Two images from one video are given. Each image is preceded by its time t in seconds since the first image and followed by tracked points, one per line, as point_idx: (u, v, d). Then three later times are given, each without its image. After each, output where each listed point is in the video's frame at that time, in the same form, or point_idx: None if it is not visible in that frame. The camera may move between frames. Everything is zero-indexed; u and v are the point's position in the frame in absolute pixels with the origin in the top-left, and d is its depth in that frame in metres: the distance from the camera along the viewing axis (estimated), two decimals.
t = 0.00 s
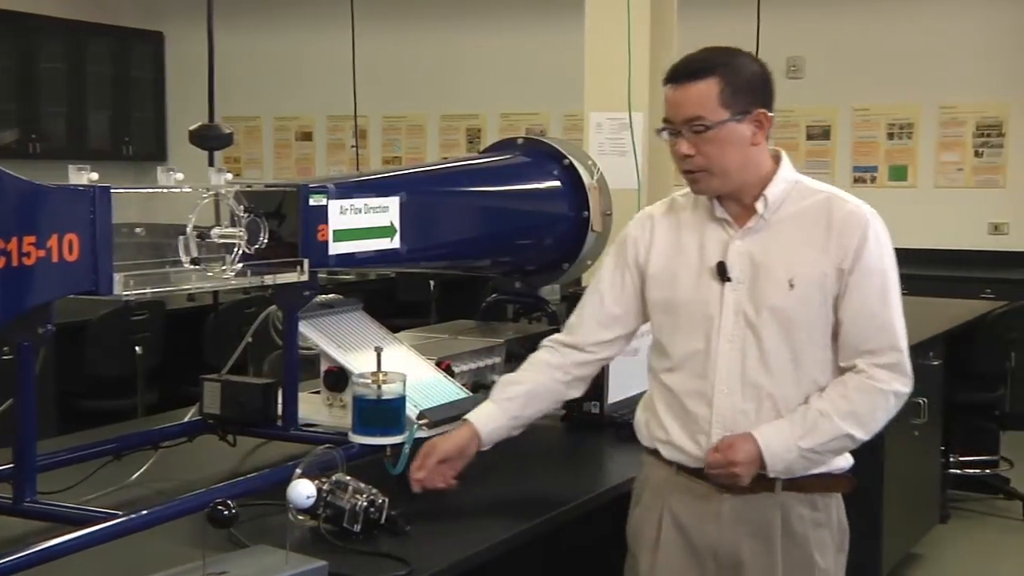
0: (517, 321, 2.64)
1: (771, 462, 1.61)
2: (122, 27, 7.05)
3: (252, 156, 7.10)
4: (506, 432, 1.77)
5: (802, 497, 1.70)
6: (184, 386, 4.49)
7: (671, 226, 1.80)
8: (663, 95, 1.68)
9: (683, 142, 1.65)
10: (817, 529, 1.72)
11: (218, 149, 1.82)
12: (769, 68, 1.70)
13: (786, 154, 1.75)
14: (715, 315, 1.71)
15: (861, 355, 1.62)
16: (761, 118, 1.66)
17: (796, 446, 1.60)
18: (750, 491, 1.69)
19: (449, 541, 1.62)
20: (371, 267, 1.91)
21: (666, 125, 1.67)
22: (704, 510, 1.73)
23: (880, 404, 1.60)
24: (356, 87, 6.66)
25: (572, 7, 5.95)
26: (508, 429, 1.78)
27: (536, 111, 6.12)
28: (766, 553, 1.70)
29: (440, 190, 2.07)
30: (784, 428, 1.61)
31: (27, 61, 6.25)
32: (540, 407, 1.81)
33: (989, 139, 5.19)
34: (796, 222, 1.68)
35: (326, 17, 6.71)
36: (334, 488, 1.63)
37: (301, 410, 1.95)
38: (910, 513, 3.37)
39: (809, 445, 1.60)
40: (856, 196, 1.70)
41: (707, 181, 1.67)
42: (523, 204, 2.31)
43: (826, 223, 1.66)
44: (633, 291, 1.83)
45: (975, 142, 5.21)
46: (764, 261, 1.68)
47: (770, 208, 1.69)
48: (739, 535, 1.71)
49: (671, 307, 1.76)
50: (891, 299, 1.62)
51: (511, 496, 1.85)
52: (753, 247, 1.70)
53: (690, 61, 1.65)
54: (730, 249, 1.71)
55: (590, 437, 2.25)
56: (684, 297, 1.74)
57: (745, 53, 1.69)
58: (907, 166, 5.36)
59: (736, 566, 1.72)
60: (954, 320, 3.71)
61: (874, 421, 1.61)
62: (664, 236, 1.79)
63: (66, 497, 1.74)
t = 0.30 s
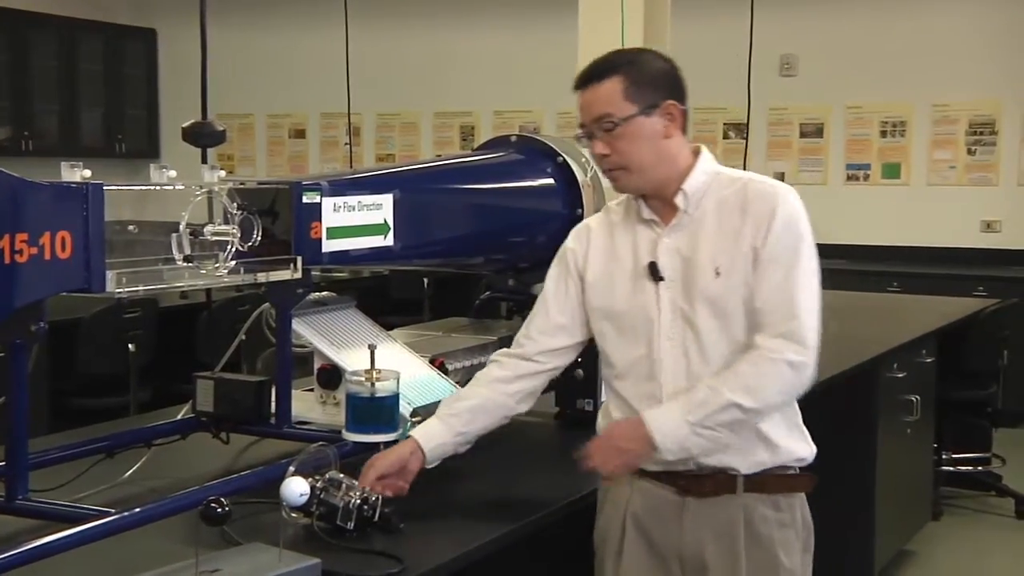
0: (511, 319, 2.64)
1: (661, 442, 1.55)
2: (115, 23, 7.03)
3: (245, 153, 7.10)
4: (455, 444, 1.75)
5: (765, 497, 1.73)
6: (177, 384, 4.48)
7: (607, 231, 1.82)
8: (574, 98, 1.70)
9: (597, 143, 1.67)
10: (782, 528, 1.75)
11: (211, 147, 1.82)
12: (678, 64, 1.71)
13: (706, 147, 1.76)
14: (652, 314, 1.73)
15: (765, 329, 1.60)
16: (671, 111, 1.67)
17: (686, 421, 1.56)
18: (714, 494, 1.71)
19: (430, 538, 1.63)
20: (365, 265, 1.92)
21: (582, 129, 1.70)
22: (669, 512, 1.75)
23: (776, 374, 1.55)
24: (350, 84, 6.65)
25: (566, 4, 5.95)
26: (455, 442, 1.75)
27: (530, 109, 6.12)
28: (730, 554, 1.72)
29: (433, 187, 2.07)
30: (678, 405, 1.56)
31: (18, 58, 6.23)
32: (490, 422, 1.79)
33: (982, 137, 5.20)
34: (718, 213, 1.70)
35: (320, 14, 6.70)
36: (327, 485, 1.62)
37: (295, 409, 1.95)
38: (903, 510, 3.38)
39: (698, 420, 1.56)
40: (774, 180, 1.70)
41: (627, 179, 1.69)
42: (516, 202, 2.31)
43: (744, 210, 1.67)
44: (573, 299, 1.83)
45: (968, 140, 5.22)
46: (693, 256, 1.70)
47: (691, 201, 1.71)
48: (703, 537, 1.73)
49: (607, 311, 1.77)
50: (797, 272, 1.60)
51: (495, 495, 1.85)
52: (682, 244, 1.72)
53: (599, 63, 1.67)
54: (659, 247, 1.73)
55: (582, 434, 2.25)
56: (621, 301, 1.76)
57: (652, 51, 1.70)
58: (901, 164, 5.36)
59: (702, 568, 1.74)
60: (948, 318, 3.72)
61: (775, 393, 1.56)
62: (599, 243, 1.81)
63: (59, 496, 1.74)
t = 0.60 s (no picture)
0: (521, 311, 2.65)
1: (509, 424, 1.50)
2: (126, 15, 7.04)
3: (255, 145, 7.10)
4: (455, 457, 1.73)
5: (745, 492, 1.77)
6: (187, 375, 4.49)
7: (571, 238, 1.85)
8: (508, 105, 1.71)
9: (531, 150, 1.68)
10: (764, 522, 1.78)
11: (221, 138, 1.82)
12: (608, 62, 1.71)
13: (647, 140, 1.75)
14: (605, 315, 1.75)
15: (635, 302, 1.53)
16: (601, 110, 1.67)
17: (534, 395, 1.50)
18: (692, 490, 1.76)
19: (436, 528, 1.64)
20: (374, 256, 1.92)
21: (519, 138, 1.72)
22: (653, 508, 1.78)
23: (618, 340, 1.48)
24: (360, 75, 6.65)
25: None
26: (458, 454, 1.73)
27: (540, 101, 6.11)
28: (712, 549, 1.76)
29: (443, 179, 2.07)
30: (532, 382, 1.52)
31: (30, 50, 6.25)
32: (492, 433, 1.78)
33: (994, 129, 5.17)
34: (648, 206, 1.69)
35: (330, 5, 6.70)
36: (337, 478, 1.62)
37: (305, 399, 1.96)
38: (912, 503, 3.38)
39: (545, 399, 1.50)
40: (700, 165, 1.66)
41: (567, 181, 1.70)
42: (525, 194, 2.31)
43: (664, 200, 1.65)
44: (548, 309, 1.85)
45: (980, 132, 5.20)
46: (631, 251, 1.71)
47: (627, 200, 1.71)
48: (686, 532, 1.77)
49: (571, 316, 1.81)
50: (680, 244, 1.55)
51: (498, 485, 1.86)
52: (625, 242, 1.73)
53: (529, 70, 1.68)
54: (607, 247, 1.75)
55: (591, 425, 2.25)
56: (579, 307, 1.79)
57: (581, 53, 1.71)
58: (912, 156, 5.34)
59: (684, 565, 1.77)
60: (959, 311, 3.71)
61: (621, 361, 1.47)
62: (565, 250, 1.84)
63: (71, 486, 1.75)
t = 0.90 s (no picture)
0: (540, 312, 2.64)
1: (462, 436, 1.57)
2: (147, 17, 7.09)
3: (275, 146, 7.13)
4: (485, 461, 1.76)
5: (745, 496, 1.76)
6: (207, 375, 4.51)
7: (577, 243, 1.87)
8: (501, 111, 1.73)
9: (523, 154, 1.70)
10: (767, 525, 1.77)
11: (241, 139, 1.83)
12: (603, 70, 1.72)
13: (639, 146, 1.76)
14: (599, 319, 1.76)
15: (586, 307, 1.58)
16: (593, 117, 1.68)
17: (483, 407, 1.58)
18: (692, 494, 1.75)
19: (446, 532, 1.63)
20: (393, 257, 1.93)
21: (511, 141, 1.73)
22: (653, 510, 1.78)
23: (561, 340, 1.54)
24: (379, 76, 6.67)
25: None
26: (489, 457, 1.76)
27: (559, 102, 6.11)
28: (712, 552, 1.76)
29: (462, 180, 2.08)
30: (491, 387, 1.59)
31: (52, 51, 6.29)
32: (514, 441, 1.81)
33: (1017, 130, 5.13)
34: (625, 210, 1.70)
35: (349, 7, 6.72)
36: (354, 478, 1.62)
37: (324, 400, 1.96)
38: (933, 505, 3.35)
39: (493, 405, 1.57)
40: (678, 169, 1.67)
41: (558, 186, 1.71)
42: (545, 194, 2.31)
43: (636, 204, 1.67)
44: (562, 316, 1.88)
45: (1003, 132, 5.16)
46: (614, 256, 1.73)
47: (611, 206, 1.72)
48: (686, 535, 1.77)
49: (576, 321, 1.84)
50: (631, 253, 1.57)
51: (515, 485, 1.86)
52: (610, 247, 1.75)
53: (523, 76, 1.70)
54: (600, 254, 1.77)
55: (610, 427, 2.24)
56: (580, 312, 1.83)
57: (577, 60, 1.72)
58: (933, 157, 5.31)
59: (686, 568, 1.77)
60: (981, 312, 3.68)
61: (559, 365, 1.53)
62: (574, 255, 1.87)
63: (93, 485, 1.76)
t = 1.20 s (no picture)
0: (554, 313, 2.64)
1: (460, 440, 1.57)
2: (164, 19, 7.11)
3: (290, 148, 7.15)
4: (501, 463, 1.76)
5: (758, 499, 1.75)
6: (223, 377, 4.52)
7: (587, 249, 1.86)
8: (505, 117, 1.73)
9: (529, 158, 1.70)
10: (780, 529, 1.77)
11: (256, 141, 1.83)
12: (608, 74, 1.72)
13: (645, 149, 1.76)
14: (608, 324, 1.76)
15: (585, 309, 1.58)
16: (600, 121, 1.68)
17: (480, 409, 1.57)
18: (703, 497, 1.76)
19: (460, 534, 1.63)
20: (409, 259, 1.93)
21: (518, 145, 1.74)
22: (666, 514, 1.78)
23: (555, 340, 1.54)
24: (394, 78, 6.68)
25: None
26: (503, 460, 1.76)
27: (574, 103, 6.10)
28: (725, 554, 1.76)
29: (477, 182, 2.08)
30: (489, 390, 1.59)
31: (68, 53, 6.32)
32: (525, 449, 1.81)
33: None
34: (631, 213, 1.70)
35: (364, 9, 6.73)
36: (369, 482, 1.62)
37: (339, 402, 1.96)
38: (950, 508, 3.34)
39: (490, 410, 1.56)
40: (685, 174, 1.67)
41: (566, 191, 1.72)
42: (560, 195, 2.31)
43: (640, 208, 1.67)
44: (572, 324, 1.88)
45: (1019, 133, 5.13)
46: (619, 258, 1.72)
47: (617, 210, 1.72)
48: (698, 538, 1.77)
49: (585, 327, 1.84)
50: (631, 256, 1.57)
51: (529, 487, 1.86)
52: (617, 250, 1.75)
53: (528, 82, 1.70)
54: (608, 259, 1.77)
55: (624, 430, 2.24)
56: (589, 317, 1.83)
57: (582, 64, 1.72)
58: (949, 158, 5.29)
59: (698, 571, 1.77)
60: (999, 314, 3.66)
61: (555, 366, 1.53)
62: (584, 262, 1.87)
63: (110, 486, 1.77)
